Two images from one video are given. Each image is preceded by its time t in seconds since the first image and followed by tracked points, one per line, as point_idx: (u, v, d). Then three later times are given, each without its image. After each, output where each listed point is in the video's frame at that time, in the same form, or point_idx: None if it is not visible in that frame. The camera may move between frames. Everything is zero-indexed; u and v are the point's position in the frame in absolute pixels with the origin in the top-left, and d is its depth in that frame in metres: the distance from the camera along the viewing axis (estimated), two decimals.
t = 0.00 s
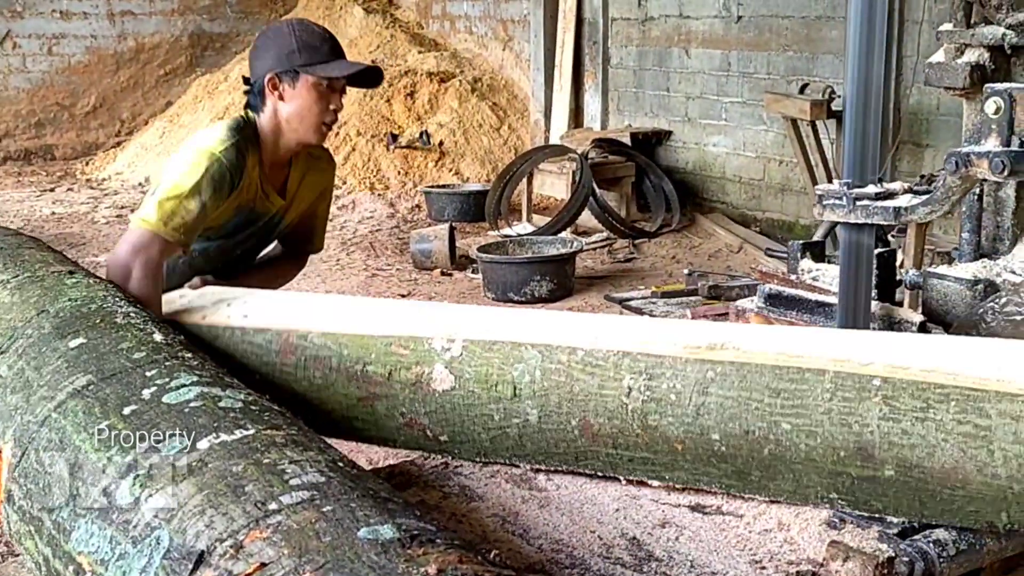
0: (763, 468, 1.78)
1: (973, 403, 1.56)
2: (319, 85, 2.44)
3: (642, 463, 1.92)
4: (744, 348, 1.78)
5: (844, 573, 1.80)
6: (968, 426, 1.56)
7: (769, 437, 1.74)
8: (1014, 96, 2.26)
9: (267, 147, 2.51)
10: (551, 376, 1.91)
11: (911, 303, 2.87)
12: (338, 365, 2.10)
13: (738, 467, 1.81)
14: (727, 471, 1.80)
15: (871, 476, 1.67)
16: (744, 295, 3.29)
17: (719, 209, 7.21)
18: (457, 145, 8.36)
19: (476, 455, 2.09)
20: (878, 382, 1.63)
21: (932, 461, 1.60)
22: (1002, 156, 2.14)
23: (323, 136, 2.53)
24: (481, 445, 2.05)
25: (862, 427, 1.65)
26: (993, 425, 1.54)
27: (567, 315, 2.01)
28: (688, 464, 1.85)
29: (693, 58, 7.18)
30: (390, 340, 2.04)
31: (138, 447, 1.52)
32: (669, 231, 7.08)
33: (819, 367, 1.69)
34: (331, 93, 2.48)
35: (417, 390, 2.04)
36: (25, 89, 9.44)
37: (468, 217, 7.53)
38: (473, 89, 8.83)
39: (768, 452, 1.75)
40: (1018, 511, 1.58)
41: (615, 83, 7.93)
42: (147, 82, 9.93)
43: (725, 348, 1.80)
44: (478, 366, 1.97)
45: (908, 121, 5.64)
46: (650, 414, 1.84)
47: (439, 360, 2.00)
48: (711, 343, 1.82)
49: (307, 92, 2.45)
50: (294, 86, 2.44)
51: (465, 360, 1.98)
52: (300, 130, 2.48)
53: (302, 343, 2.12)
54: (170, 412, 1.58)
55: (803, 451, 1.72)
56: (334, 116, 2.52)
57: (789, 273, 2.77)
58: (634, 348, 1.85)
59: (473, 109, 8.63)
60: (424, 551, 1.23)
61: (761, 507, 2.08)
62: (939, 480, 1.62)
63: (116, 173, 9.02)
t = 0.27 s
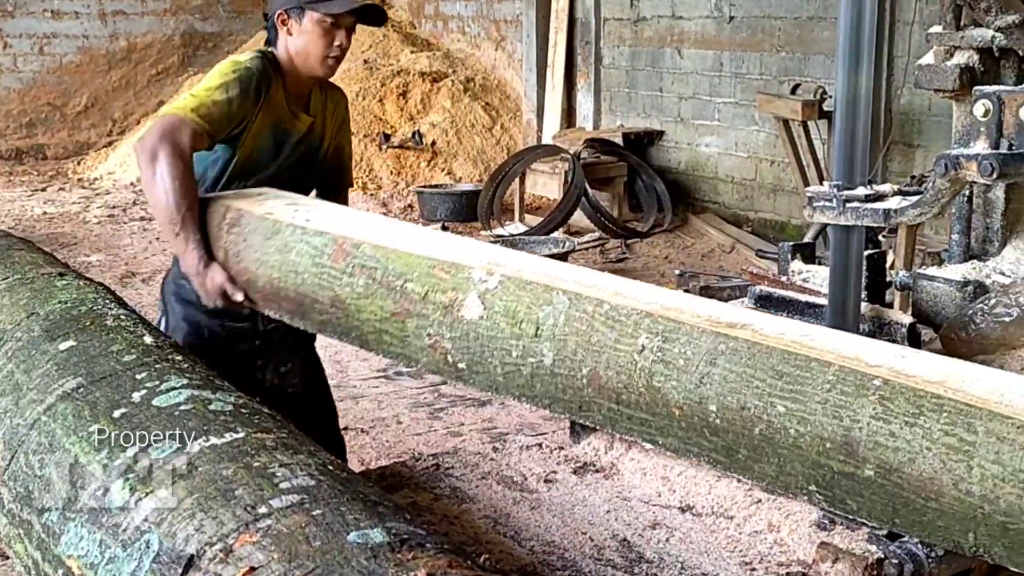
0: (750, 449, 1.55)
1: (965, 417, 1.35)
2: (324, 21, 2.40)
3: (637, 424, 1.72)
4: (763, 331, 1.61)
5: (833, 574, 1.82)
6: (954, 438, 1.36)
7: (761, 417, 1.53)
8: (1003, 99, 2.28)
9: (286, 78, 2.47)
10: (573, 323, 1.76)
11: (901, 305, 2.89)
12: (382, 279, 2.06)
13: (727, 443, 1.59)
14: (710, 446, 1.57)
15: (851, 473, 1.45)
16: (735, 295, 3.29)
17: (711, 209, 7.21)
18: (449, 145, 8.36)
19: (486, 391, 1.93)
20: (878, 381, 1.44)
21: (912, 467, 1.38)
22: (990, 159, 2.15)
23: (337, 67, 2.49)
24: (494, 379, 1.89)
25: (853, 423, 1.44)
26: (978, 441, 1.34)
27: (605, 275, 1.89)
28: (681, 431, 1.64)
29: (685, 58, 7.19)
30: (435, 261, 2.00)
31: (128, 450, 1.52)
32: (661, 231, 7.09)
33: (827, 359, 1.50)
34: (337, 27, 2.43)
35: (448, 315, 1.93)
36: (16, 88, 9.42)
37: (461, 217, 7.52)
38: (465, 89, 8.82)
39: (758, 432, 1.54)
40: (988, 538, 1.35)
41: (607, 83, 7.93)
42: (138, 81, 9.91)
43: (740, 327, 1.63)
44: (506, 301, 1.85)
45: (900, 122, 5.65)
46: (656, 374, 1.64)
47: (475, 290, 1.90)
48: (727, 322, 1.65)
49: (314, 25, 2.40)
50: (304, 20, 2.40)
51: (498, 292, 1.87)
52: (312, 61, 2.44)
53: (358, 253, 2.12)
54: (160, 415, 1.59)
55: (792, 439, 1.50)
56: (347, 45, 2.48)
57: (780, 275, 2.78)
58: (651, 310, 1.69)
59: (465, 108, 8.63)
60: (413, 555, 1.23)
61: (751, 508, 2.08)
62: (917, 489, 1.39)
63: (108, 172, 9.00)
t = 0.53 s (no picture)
0: (753, 434, 1.73)
1: (938, 412, 1.50)
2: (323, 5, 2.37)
3: (663, 407, 1.90)
4: (779, 322, 1.80)
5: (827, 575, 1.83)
6: (925, 433, 1.50)
7: (762, 405, 1.71)
8: (996, 100, 2.28)
9: (307, 69, 2.46)
10: (613, 308, 1.94)
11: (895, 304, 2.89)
12: (458, 260, 2.22)
13: (734, 429, 1.77)
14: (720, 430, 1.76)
15: (836, 463, 1.61)
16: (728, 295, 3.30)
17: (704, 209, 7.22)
18: (442, 144, 8.35)
19: (541, 369, 2.11)
20: (868, 375, 1.60)
21: (887, 459, 1.53)
22: (983, 159, 2.15)
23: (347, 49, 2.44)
24: (546, 359, 2.07)
25: (839, 413, 1.60)
26: (944, 437, 1.47)
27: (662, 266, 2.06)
28: (698, 416, 1.83)
29: (679, 58, 7.19)
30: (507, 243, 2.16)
31: (122, 452, 1.52)
32: (654, 231, 7.09)
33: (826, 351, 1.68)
34: (339, 8, 2.39)
35: (510, 295, 2.10)
36: (8, 87, 9.39)
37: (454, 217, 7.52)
38: (459, 88, 8.82)
39: (757, 419, 1.72)
40: (955, 532, 1.48)
41: (600, 83, 7.93)
42: (131, 81, 9.88)
43: (760, 318, 1.81)
44: (560, 283, 2.03)
45: (893, 121, 5.66)
46: (676, 359, 1.83)
47: (535, 272, 2.07)
48: (749, 313, 1.84)
49: (315, 11, 2.37)
50: (304, 9, 2.39)
51: (554, 275, 2.04)
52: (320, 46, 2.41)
53: (443, 235, 2.27)
54: (153, 417, 1.59)
55: (786, 426, 1.67)
56: (354, 24, 2.42)
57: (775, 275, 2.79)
58: (681, 298, 1.89)
59: (459, 108, 8.62)
60: (409, 557, 1.22)
61: (745, 508, 2.08)
62: (893, 481, 1.54)
63: (100, 172, 8.98)
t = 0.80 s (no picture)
0: (736, 428, 1.90)
1: (886, 394, 1.68)
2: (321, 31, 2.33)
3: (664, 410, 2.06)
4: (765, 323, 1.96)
5: (814, 573, 1.83)
6: (874, 412, 1.68)
7: (740, 399, 1.88)
8: (981, 99, 2.28)
9: (311, 97, 2.43)
10: (619, 318, 2.10)
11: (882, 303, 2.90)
12: (490, 285, 2.35)
13: (720, 425, 1.95)
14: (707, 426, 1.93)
15: (803, 447, 1.79)
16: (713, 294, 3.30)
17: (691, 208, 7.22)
18: (429, 144, 8.34)
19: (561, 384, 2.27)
20: (831, 364, 1.78)
21: (845, 440, 1.71)
22: (968, 157, 2.13)
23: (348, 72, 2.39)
24: (565, 372, 2.23)
25: (803, 399, 1.78)
26: (891, 413, 1.66)
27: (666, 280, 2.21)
28: (691, 415, 1.99)
29: (665, 58, 7.20)
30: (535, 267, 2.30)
31: (103, 452, 1.50)
32: (641, 230, 7.09)
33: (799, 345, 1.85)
34: (337, 33, 2.34)
35: (532, 314, 2.24)
36: None
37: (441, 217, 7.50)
38: (445, 88, 8.80)
39: (737, 412, 1.89)
40: (905, 506, 1.66)
41: (587, 83, 7.93)
42: (115, 81, 9.83)
43: (747, 320, 1.98)
44: (575, 299, 2.18)
45: (878, 120, 5.67)
46: (670, 361, 1.99)
47: (554, 291, 2.22)
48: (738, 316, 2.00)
49: (313, 37, 2.34)
50: (303, 33, 2.35)
51: (570, 293, 2.19)
52: (320, 73, 2.38)
53: (478, 262, 2.39)
54: (135, 417, 1.57)
55: (762, 416, 1.85)
56: (354, 48, 2.38)
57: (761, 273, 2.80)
58: (677, 306, 2.05)
59: (445, 108, 8.60)
60: (391, 556, 1.20)
61: (731, 507, 2.07)
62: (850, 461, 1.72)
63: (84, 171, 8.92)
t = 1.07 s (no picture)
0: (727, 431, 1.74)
1: (901, 391, 1.53)
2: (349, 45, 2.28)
3: (638, 414, 1.89)
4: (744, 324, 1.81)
5: None
6: (890, 411, 1.54)
7: (733, 401, 1.72)
8: (950, 101, 2.30)
9: (317, 101, 2.39)
10: (584, 323, 1.93)
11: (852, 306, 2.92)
12: (428, 293, 2.20)
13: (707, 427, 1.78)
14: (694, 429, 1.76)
15: (808, 449, 1.63)
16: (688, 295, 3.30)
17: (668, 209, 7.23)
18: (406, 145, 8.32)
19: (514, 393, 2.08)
20: (831, 363, 1.63)
21: (857, 440, 1.56)
22: (937, 160, 2.13)
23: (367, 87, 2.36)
24: (520, 380, 2.04)
25: (808, 401, 1.62)
26: (910, 412, 1.52)
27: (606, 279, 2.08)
28: (672, 418, 1.82)
29: (641, 58, 7.20)
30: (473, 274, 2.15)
31: (65, 462, 1.48)
32: (618, 231, 7.09)
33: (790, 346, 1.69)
34: (365, 49, 2.30)
35: (481, 321, 2.08)
36: None
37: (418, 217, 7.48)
38: (422, 88, 8.78)
39: (731, 414, 1.72)
40: (926, 503, 1.52)
41: (563, 83, 7.93)
42: (89, 81, 9.76)
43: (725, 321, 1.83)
44: (530, 305, 2.01)
45: (853, 121, 5.70)
46: (648, 365, 1.83)
47: (504, 298, 2.05)
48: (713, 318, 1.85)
49: (341, 48, 2.29)
50: (329, 42, 2.30)
51: (524, 299, 2.02)
52: (339, 84, 2.34)
53: (410, 269, 2.25)
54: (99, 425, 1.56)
55: (758, 419, 1.69)
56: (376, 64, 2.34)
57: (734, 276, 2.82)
58: (648, 308, 1.88)
59: (422, 108, 8.58)
60: (356, 568, 1.20)
61: (703, 511, 2.07)
62: (863, 460, 1.57)
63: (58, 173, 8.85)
